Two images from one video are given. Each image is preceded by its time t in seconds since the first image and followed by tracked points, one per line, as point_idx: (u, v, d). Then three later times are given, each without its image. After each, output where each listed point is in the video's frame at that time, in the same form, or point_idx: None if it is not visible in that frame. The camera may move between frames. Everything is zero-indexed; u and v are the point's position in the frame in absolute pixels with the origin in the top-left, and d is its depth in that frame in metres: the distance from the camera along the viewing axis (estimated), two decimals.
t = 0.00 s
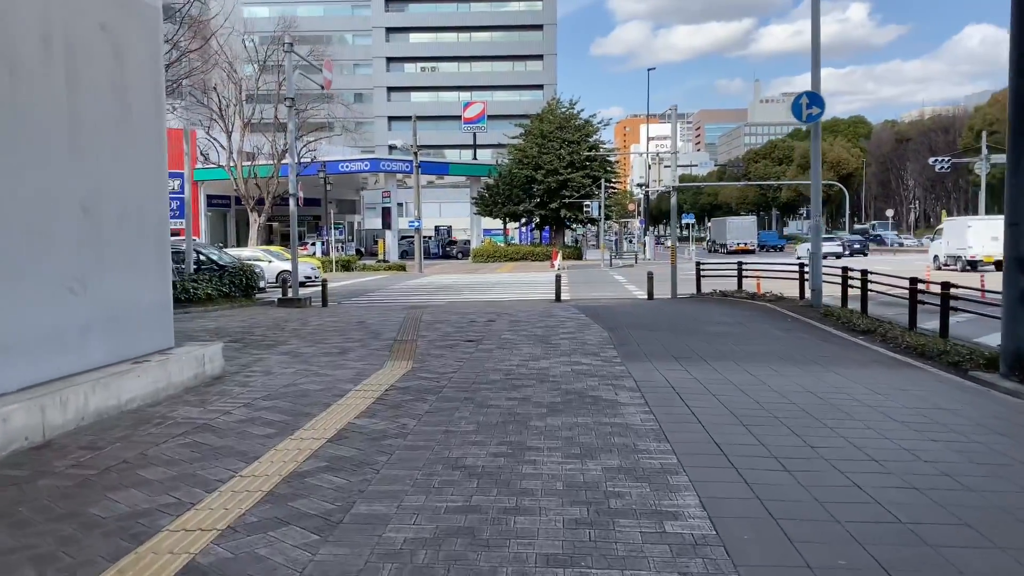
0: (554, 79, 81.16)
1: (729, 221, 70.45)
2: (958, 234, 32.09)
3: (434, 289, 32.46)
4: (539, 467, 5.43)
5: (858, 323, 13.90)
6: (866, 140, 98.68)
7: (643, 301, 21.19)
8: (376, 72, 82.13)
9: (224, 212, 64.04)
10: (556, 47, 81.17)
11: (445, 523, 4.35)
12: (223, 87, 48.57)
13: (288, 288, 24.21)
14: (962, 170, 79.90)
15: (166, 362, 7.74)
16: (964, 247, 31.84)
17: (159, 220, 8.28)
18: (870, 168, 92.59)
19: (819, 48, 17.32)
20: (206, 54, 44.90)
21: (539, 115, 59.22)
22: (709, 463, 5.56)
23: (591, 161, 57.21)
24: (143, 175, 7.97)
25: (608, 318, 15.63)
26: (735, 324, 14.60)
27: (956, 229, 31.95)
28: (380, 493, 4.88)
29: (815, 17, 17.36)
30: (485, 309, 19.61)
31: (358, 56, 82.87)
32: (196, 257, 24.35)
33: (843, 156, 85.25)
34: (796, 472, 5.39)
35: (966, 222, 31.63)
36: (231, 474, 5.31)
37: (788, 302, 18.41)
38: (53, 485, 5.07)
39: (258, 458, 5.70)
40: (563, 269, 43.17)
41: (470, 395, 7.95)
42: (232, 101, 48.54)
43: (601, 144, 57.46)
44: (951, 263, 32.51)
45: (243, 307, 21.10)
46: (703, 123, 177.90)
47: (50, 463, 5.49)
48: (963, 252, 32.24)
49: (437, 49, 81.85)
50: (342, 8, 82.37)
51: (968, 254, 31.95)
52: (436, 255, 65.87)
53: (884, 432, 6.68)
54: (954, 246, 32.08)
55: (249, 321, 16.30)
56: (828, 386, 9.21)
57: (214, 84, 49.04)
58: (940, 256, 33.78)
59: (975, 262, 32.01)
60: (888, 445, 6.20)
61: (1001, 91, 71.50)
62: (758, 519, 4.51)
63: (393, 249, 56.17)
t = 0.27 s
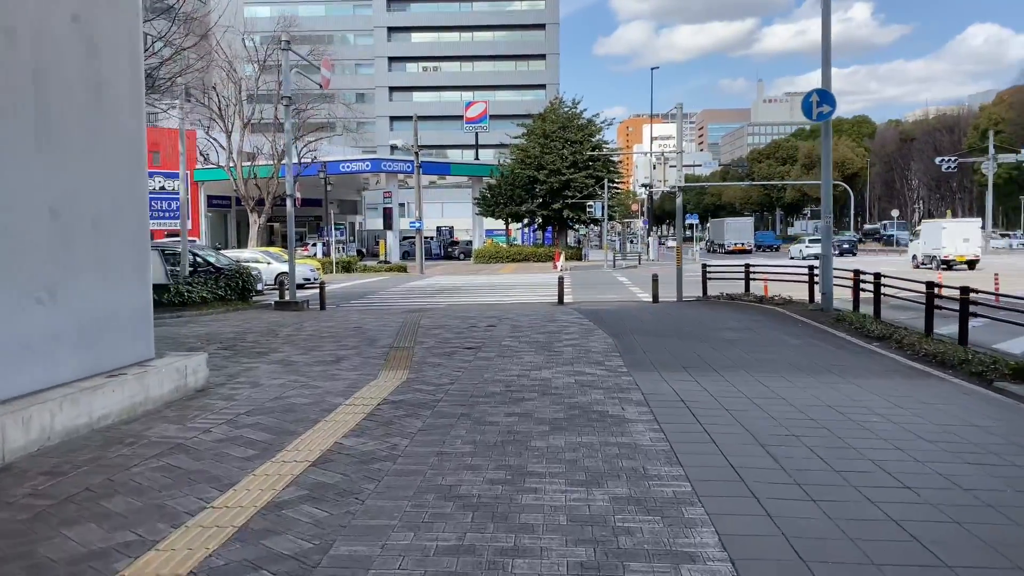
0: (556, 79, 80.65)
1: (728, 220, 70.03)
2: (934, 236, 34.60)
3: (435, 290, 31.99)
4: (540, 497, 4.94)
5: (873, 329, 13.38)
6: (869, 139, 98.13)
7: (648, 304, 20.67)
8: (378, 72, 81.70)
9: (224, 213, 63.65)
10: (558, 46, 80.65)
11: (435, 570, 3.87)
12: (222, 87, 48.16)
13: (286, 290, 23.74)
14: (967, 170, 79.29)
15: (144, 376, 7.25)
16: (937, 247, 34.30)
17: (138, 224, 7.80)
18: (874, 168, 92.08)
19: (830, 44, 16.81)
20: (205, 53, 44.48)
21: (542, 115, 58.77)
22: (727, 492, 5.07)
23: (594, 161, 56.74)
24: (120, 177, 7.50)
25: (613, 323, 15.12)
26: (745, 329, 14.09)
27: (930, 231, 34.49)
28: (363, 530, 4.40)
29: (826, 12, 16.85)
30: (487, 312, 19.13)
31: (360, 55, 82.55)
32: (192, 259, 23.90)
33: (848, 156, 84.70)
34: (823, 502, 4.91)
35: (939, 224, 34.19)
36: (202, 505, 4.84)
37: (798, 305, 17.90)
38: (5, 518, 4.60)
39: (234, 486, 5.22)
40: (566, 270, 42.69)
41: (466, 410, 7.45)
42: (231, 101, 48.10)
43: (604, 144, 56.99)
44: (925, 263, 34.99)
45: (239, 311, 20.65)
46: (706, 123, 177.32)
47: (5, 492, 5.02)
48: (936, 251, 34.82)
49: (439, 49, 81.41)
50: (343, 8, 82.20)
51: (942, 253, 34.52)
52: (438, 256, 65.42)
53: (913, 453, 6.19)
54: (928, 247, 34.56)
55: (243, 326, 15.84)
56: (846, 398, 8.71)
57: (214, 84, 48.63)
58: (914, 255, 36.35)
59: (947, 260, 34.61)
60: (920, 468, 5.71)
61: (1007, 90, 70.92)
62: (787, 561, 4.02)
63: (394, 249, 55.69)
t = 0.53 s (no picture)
0: (557, 77, 80.13)
1: (726, 217, 70.04)
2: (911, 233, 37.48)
3: (433, 290, 31.51)
4: (532, 519, 4.45)
5: (885, 329, 12.87)
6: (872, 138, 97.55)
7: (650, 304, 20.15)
8: (379, 71, 81.31)
9: (223, 212, 63.22)
10: (560, 44, 80.13)
11: None
12: (220, 84, 47.75)
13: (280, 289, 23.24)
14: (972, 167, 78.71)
15: (111, 381, 6.77)
16: (914, 243, 37.06)
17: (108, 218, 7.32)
18: (878, 166, 91.52)
19: (837, 35, 16.30)
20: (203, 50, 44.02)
21: (543, 112, 58.27)
22: (739, 512, 4.59)
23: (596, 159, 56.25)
24: (86, 168, 7.01)
25: (615, 323, 14.62)
26: (751, 329, 13.59)
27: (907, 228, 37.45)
28: (331, 559, 3.91)
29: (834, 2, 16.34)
30: (485, 312, 18.63)
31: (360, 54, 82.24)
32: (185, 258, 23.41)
33: (852, 154, 84.08)
34: (846, 524, 4.42)
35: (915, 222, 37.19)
36: (154, 529, 4.34)
37: (805, 305, 17.39)
38: None
39: (194, 505, 4.73)
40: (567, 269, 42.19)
41: (458, 417, 6.96)
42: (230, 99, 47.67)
43: (606, 142, 56.47)
44: (903, 258, 37.76)
45: (232, 311, 20.19)
46: (708, 122, 176.72)
47: None
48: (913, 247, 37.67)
49: (441, 47, 80.94)
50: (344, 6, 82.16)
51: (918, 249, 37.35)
52: (439, 255, 64.93)
53: (939, 465, 5.69)
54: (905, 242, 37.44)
55: (234, 326, 15.38)
56: (862, 402, 8.20)
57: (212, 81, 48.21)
58: (895, 253, 39.14)
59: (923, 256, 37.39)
60: (949, 484, 5.22)
61: (1012, 87, 70.39)
62: None
63: (394, 249, 55.20)
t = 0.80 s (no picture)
0: (559, 77, 79.61)
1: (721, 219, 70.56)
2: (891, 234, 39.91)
3: (432, 292, 31.03)
4: (522, 564, 3.94)
5: (897, 335, 12.35)
6: (875, 137, 96.98)
7: (652, 307, 19.65)
8: (379, 70, 80.86)
9: (222, 212, 62.77)
10: (561, 43, 79.62)
11: None
12: (218, 83, 47.30)
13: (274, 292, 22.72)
14: (976, 167, 78.14)
15: (70, 398, 6.28)
16: (893, 244, 39.52)
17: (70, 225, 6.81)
18: (880, 166, 90.94)
19: (846, 31, 15.77)
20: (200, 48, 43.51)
21: (543, 112, 57.76)
22: (750, 555, 4.09)
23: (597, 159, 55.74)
24: (43, 171, 6.52)
25: (617, 328, 14.11)
26: (757, 335, 13.09)
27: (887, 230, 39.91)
28: None
29: None
30: (483, 315, 18.15)
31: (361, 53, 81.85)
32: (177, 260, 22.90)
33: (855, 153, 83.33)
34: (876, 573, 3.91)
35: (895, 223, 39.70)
36: None
37: (812, 309, 16.87)
38: None
39: (143, 545, 4.23)
40: (568, 270, 41.70)
41: (446, 436, 6.45)
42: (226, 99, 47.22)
43: (607, 141, 55.93)
44: (883, 258, 40.13)
45: (223, 314, 19.71)
46: (711, 121, 176.13)
47: None
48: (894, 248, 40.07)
49: (441, 46, 80.42)
50: (344, 5, 82.00)
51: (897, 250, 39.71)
52: (439, 255, 64.44)
53: (972, 495, 5.15)
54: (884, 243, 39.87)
55: (222, 331, 14.91)
56: (880, 416, 7.67)
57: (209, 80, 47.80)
58: (877, 253, 41.49)
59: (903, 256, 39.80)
60: (985, 518, 4.71)
61: (1016, 86, 69.83)
62: None
63: (393, 249, 54.70)
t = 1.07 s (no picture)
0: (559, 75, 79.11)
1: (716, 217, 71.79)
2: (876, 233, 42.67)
3: (430, 291, 30.52)
4: None
5: (910, 336, 11.85)
6: (877, 136, 96.35)
7: (654, 307, 19.13)
8: (379, 69, 80.40)
9: (220, 211, 62.28)
10: (561, 41, 79.13)
11: None
12: (215, 80, 46.83)
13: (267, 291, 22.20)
14: (980, 165, 77.53)
15: (25, 405, 5.78)
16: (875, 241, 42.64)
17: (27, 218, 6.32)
18: (882, 165, 90.36)
19: (855, 21, 15.26)
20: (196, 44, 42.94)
21: (544, 109, 57.21)
22: None
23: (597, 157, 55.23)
24: None
25: (619, 329, 13.61)
26: (764, 335, 12.59)
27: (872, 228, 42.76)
28: None
29: None
30: (481, 316, 17.65)
31: (361, 52, 81.38)
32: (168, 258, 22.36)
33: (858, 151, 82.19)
34: None
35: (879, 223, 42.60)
36: None
37: (819, 308, 16.37)
38: None
39: None
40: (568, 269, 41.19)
41: (433, 446, 5.95)
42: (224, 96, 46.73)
43: (608, 139, 55.39)
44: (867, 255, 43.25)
45: (215, 314, 19.22)
46: (712, 120, 175.48)
47: None
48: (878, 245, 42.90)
49: (441, 45, 79.90)
50: (344, 3, 81.59)
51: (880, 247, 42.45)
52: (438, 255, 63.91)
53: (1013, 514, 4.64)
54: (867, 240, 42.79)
55: (210, 332, 14.44)
56: (899, 422, 7.16)
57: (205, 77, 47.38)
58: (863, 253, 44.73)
59: (885, 253, 42.53)
60: None
61: (1019, 83, 69.29)
62: None
63: (393, 248, 54.18)
